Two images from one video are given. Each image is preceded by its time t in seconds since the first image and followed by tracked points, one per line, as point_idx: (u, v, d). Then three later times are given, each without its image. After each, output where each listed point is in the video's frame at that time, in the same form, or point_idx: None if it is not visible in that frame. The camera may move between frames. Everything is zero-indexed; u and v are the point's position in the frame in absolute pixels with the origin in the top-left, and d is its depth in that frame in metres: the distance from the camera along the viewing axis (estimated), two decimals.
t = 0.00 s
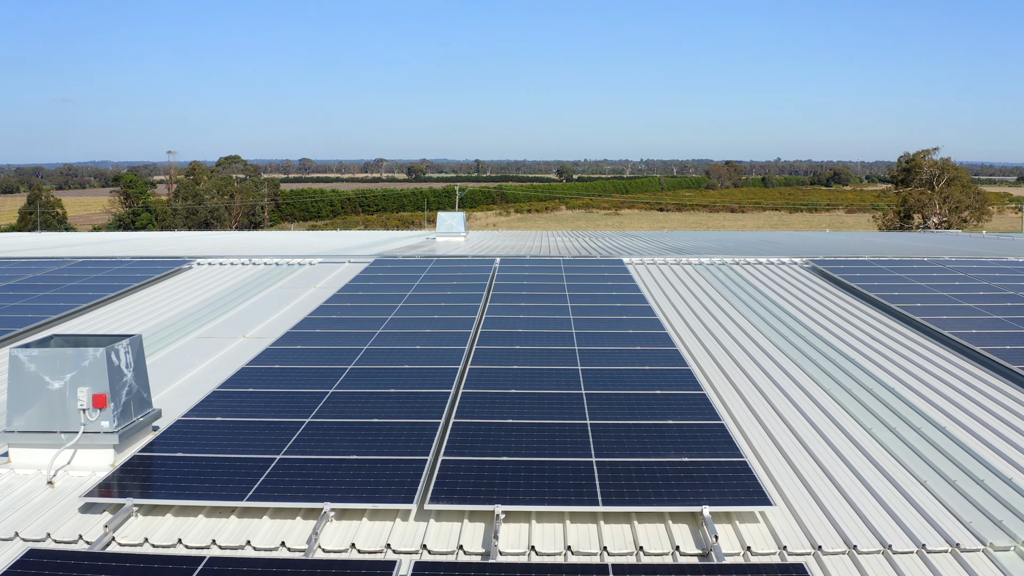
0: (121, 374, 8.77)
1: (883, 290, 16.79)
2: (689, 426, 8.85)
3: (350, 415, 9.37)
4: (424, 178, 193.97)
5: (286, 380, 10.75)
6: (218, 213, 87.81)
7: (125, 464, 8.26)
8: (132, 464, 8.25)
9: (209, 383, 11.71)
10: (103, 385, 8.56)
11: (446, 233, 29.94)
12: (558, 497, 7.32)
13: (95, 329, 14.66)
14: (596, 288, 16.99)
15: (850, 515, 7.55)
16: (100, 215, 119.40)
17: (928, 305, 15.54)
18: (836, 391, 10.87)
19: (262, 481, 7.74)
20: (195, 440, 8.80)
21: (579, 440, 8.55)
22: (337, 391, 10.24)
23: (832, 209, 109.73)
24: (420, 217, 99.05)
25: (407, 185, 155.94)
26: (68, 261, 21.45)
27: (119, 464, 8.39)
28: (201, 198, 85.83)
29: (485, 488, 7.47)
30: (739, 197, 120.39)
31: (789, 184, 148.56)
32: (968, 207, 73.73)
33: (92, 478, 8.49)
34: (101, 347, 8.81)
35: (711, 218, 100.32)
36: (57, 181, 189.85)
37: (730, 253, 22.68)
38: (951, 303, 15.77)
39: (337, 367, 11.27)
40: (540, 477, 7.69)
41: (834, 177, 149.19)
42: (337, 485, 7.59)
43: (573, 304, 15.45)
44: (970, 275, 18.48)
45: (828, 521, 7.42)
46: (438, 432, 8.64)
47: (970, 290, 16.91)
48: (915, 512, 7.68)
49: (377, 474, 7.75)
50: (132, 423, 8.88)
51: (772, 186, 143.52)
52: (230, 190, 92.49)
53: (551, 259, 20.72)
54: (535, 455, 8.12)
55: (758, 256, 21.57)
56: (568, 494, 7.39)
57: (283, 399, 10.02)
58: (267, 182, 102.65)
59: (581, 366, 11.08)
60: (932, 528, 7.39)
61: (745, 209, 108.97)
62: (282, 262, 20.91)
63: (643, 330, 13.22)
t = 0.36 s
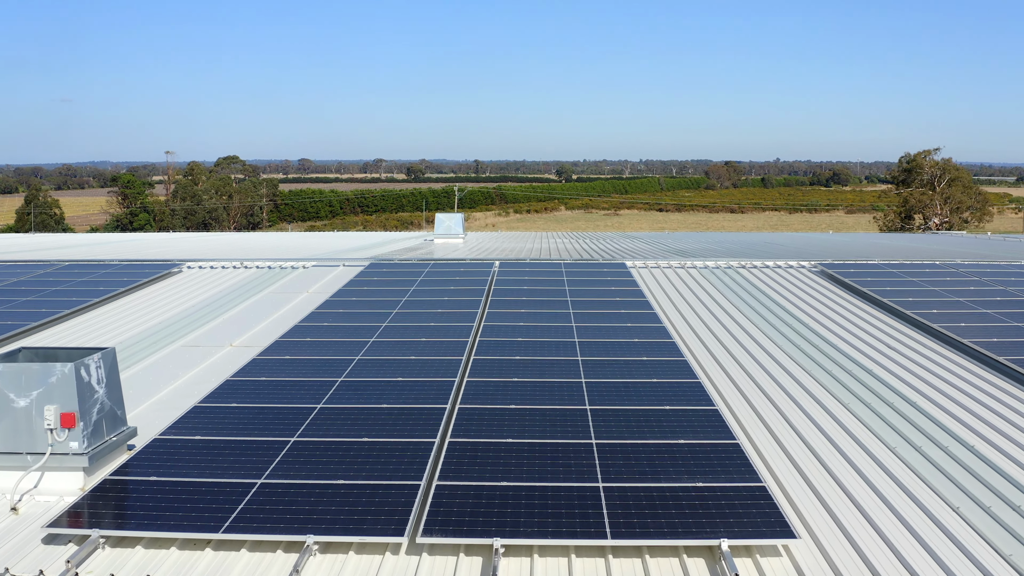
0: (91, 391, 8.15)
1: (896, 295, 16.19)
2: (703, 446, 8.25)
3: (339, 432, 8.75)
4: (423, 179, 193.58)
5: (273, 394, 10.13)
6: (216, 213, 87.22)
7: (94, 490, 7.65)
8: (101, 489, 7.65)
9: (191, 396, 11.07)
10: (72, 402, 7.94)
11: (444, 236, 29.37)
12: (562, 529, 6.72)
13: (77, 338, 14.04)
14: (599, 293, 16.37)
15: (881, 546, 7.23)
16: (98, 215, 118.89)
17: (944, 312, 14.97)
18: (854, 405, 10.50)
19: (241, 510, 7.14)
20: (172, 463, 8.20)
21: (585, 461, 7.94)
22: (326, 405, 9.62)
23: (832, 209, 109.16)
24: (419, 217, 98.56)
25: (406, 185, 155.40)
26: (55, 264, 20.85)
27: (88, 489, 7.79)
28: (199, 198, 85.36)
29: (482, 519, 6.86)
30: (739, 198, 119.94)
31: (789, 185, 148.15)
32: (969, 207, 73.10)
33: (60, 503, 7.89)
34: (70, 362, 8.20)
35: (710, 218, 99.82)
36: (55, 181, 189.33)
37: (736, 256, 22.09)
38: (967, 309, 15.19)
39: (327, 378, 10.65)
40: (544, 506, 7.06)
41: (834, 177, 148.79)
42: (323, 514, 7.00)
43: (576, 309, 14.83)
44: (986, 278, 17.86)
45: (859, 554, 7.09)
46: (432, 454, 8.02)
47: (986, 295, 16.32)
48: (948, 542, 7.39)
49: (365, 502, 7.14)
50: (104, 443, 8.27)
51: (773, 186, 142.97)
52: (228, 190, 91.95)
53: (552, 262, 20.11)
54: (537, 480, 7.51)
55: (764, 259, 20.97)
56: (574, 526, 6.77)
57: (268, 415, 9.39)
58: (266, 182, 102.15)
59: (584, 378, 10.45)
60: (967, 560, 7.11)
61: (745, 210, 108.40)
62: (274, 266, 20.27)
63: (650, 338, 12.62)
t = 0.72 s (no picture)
0: (60, 410, 7.57)
1: (911, 301, 15.60)
2: (720, 471, 7.66)
3: (329, 453, 8.14)
4: (422, 179, 193.14)
5: (259, 408, 9.53)
6: (214, 214, 86.70)
7: (60, 522, 7.06)
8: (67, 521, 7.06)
9: (174, 408, 10.44)
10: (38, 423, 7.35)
11: (444, 238, 28.81)
12: (569, 567, 6.14)
13: (59, 345, 13.41)
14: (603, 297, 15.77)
15: (887, 545, 7.17)
16: (96, 215, 118.39)
17: (962, 319, 14.41)
18: (861, 406, 10.38)
19: (219, 544, 6.58)
20: (147, 488, 7.60)
21: (593, 488, 7.35)
22: (316, 421, 9.01)
23: (833, 210, 108.61)
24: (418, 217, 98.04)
25: (405, 185, 154.78)
26: (43, 267, 20.23)
27: (54, 518, 7.19)
28: (198, 198, 84.91)
29: (481, 556, 6.28)
30: (739, 198, 119.42)
31: (789, 185, 147.59)
32: (970, 208, 72.49)
33: (22, 532, 7.23)
34: (38, 379, 7.62)
35: (710, 219, 99.28)
36: (54, 181, 188.89)
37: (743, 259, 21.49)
38: (986, 316, 14.63)
39: (317, 391, 10.04)
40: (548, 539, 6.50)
41: (835, 177, 148.27)
42: (307, 549, 6.43)
43: (579, 314, 14.22)
44: (1003, 283, 17.24)
45: (864, 552, 7.05)
46: (428, 478, 7.45)
47: (1005, 301, 15.73)
48: (954, 540, 7.32)
49: (354, 536, 6.56)
50: (74, 466, 7.64)
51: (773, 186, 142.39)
52: (227, 190, 91.44)
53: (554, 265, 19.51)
54: (541, 510, 6.93)
55: (771, 262, 20.39)
56: (582, 563, 6.20)
57: (254, 432, 8.79)
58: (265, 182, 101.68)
59: (590, 392, 9.85)
60: (975, 560, 7.03)
61: (745, 210, 107.92)
62: (268, 270, 19.64)
63: (658, 346, 12.01)
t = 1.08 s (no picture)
0: (24, 430, 6.97)
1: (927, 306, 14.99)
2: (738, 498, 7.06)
3: (314, 477, 7.53)
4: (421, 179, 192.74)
5: (242, 426, 8.91)
6: (212, 214, 86.24)
7: (20, 556, 6.46)
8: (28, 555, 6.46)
9: (154, 423, 9.81)
10: None
11: (441, 239, 28.18)
12: None
13: (37, 354, 12.77)
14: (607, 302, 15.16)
15: (895, 546, 6.90)
16: (94, 215, 117.92)
17: (982, 325, 13.81)
18: (867, 406, 10.07)
19: None
20: (117, 517, 7.01)
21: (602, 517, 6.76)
22: (302, 441, 8.40)
23: (833, 210, 108.08)
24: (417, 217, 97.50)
25: (406, 185, 154.42)
26: (28, 271, 19.63)
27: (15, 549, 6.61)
28: (196, 198, 84.44)
29: None
30: (739, 198, 118.89)
31: (789, 185, 147.07)
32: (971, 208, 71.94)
33: None
34: None
35: (710, 219, 98.77)
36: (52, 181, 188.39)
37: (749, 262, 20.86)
38: (1008, 323, 14.02)
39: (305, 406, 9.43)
40: None
41: (834, 177, 147.80)
42: None
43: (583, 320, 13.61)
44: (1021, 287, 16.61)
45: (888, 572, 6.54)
46: (421, 507, 6.85)
47: None
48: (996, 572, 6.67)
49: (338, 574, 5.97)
50: (39, 492, 7.02)
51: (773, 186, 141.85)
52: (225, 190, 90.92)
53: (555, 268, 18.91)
54: (546, 544, 6.35)
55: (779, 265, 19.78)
56: None
57: (235, 453, 8.17)
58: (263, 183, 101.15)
59: (597, 408, 9.23)
60: (984, 560, 6.76)
61: (745, 210, 107.43)
62: (260, 273, 19.00)
63: (667, 356, 11.40)
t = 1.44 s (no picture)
0: None
1: (944, 312, 14.40)
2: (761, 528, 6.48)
3: (299, 504, 6.93)
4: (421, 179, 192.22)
5: (224, 445, 8.31)
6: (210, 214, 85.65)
7: None
8: None
9: (132, 439, 9.21)
10: None
11: (439, 240, 27.53)
12: None
13: (15, 363, 12.17)
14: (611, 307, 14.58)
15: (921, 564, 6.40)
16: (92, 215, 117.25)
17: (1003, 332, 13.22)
18: (885, 417, 9.52)
19: None
20: (83, 549, 6.42)
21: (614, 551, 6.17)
22: (287, 462, 7.79)
23: (833, 210, 107.49)
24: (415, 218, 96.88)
25: (405, 184, 153.87)
26: (13, 274, 19.00)
27: None
28: (194, 198, 83.81)
29: None
30: (739, 198, 118.32)
31: (789, 185, 146.48)
32: (972, 208, 71.36)
33: None
34: None
35: (710, 219, 98.18)
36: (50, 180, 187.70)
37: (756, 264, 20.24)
38: None
39: (292, 423, 8.83)
40: None
41: (834, 177, 147.27)
42: None
43: (586, 327, 13.03)
44: None
45: None
46: (414, 540, 6.25)
47: None
48: None
49: None
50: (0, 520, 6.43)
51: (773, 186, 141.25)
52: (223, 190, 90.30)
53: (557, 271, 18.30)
54: None
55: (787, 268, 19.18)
56: None
57: (215, 475, 7.57)
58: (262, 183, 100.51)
59: (604, 425, 8.64)
60: None
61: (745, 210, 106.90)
62: (252, 277, 18.39)
63: (677, 367, 10.80)
